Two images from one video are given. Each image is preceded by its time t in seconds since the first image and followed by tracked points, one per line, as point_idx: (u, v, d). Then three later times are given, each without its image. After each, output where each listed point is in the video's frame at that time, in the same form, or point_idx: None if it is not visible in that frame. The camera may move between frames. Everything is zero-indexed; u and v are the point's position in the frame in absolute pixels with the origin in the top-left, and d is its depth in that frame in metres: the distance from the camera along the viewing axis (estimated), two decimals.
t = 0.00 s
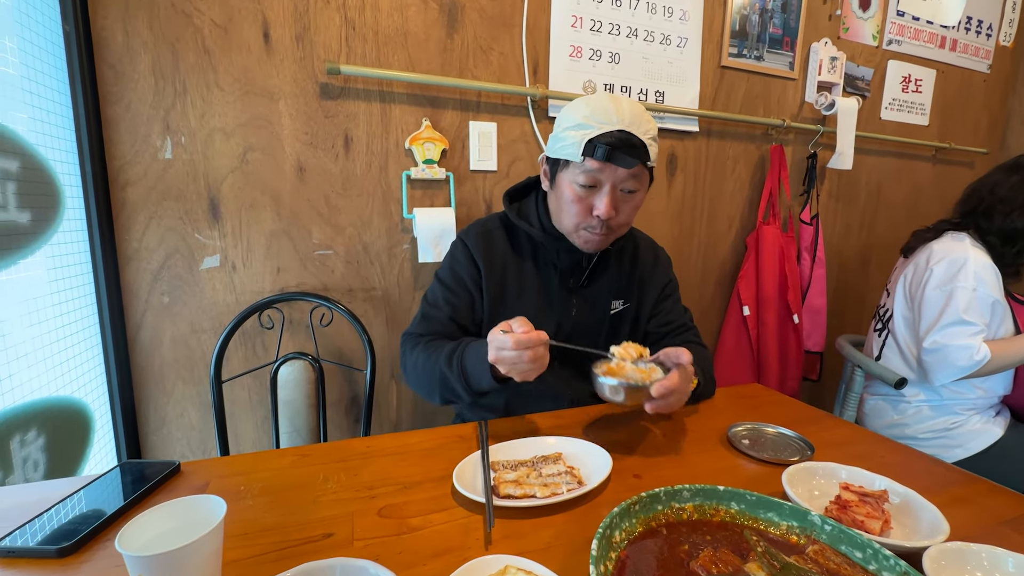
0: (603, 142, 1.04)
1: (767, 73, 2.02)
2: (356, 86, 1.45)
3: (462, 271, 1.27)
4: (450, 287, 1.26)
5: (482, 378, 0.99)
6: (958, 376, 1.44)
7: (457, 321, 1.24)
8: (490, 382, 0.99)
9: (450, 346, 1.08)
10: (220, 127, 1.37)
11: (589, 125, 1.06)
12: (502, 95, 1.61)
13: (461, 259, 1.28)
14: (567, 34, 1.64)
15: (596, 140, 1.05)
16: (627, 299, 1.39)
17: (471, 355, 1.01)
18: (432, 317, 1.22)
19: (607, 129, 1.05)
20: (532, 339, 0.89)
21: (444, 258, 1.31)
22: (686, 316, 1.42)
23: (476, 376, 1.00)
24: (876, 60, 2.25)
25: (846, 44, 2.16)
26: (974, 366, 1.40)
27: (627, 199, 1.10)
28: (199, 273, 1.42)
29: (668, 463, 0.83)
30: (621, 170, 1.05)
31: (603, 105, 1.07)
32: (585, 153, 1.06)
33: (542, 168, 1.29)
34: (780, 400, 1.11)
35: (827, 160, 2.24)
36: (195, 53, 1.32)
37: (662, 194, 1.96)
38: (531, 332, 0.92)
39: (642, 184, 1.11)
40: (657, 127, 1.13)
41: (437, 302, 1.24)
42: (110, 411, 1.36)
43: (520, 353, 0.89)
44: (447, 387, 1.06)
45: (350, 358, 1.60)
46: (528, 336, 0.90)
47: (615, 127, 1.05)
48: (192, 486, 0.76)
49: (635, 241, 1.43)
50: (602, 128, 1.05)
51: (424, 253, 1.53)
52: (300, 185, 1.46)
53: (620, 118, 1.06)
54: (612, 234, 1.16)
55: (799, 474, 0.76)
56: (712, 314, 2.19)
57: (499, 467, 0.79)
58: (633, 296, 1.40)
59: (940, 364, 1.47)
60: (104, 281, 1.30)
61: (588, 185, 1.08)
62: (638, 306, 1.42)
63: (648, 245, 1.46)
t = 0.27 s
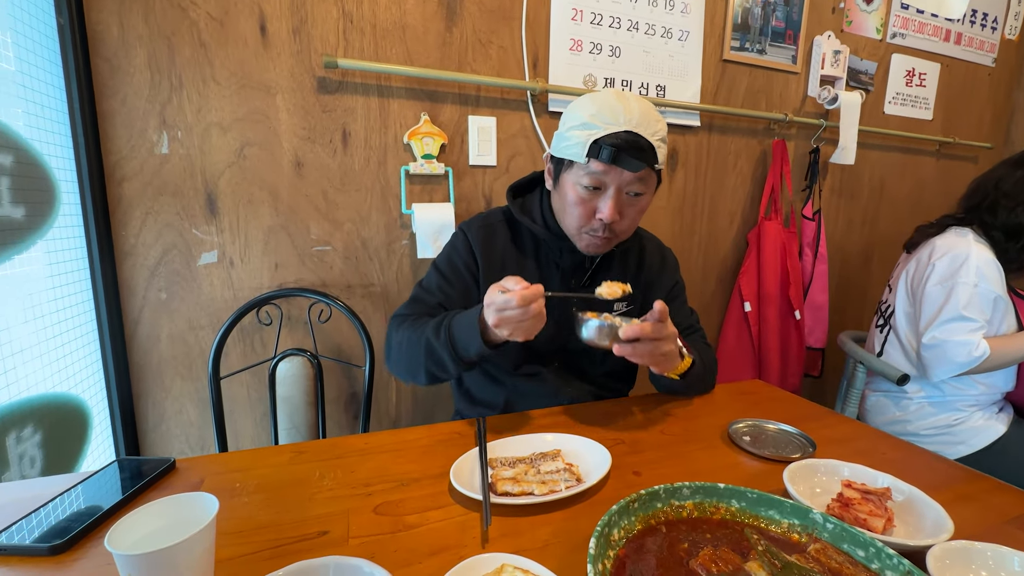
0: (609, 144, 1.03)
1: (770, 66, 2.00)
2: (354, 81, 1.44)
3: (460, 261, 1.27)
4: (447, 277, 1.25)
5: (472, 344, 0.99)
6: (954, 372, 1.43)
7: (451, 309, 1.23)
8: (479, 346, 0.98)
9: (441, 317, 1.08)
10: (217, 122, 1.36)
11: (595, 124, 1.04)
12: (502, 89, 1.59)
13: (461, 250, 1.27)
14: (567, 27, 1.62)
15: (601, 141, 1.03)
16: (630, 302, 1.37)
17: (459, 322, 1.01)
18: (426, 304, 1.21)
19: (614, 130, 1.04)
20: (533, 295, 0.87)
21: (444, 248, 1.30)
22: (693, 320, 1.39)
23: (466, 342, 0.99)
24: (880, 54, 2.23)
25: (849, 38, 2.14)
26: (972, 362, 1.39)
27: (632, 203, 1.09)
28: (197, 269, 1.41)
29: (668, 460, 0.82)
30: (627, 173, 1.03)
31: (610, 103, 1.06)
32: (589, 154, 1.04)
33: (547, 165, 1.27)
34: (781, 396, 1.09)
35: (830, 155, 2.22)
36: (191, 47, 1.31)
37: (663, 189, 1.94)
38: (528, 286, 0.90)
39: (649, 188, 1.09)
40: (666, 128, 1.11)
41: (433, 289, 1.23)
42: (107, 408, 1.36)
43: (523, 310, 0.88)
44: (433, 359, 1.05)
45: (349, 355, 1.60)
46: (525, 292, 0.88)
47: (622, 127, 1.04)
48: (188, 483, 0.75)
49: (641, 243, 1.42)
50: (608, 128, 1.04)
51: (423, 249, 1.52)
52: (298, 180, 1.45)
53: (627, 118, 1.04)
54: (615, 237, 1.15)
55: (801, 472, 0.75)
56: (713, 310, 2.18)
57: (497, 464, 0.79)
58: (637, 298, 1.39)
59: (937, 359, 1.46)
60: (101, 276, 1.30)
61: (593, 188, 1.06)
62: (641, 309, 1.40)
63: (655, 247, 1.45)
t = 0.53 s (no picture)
0: (617, 147, 1.01)
1: (773, 61, 1.98)
2: (352, 76, 1.43)
3: (461, 259, 1.25)
4: (447, 274, 1.24)
5: (473, 326, 0.99)
6: (964, 370, 1.41)
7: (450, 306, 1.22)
8: (483, 329, 0.98)
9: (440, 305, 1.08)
10: (214, 118, 1.35)
11: (603, 127, 1.03)
12: (501, 84, 1.58)
13: (462, 247, 1.26)
14: (567, 22, 1.60)
15: (610, 144, 1.02)
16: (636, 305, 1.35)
17: (460, 307, 1.01)
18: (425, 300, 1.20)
19: (623, 133, 1.02)
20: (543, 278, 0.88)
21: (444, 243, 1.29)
22: (701, 324, 1.39)
23: (468, 326, 0.99)
24: (885, 48, 2.20)
25: (853, 32, 2.12)
26: (980, 360, 1.38)
27: (641, 208, 1.07)
28: (195, 267, 1.41)
29: (667, 459, 0.81)
30: (636, 178, 1.01)
31: (619, 104, 1.04)
32: (597, 158, 1.03)
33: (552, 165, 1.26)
34: (783, 395, 1.08)
35: (834, 150, 2.20)
36: (188, 42, 1.30)
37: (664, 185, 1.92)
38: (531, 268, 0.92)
39: (658, 193, 1.07)
40: (678, 128, 1.09)
41: (433, 285, 1.22)
42: (106, 406, 1.36)
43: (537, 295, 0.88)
44: (433, 347, 1.04)
45: (349, 353, 1.59)
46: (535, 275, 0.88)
47: (631, 130, 1.02)
48: (182, 482, 0.74)
49: (650, 245, 1.40)
50: (616, 130, 1.02)
51: (422, 246, 1.51)
52: (296, 177, 1.44)
53: (636, 120, 1.03)
54: (623, 242, 1.14)
55: (802, 471, 0.74)
56: (715, 307, 2.17)
57: (494, 463, 0.78)
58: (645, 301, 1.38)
59: (945, 357, 1.45)
60: (98, 274, 1.29)
61: (601, 193, 1.05)
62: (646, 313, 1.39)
63: (664, 248, 1.44)
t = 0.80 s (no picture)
0: (616, 136, 0.99)
1: (773, 56, 1.96)
2: (346, 71, 1.41)
3: (461, 257, 1.24)
4: (446, 273, 1.22)
5: (485, 313, 0.97)
6: (969, 368, 1.40)
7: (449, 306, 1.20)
8: (496, 318, 0.97)
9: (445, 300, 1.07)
10: (207, 113, 1.34)
11: (600, 116, 1.01)
12: (498, 79, 1.56)
13: (462, 246, 1.24)
14: (565, 16, 1.59)
15: (607, 133, 1.00)
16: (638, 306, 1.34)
17: (470, 297, 1.00)
18: (424, 299, 1.19)
19: (621, 122, 1.00)
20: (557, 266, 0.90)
21: (443, 242, 1.27)
22: (704, 324, 1.38)
23: (477, 317, 0.98)
24: (886, 43, 2.18)
25: (854, 26, 2.10)
26: (985, 357, 1.36)
27: (643, 200, 1.05)
28: (189, 264, 1.39)
29: (664, 458, 0.80)
30: (636, 167, 1.00)
31: (618, 93, 1.02)
32: (595, 149, 1.01)
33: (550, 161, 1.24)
34: (782, 392, 1.07)
35: (834, 146, 2.18)
36: (179, 36, 1.28)
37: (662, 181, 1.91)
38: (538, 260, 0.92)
39: (661, 183, 1.05)
40: (679, 116, 1.06)
41: (433, 283, 1.20)
42: (99, 405, 1.34)
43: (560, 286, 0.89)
44: (442, 341, 1.02)
45: (344, 350, 1.58)
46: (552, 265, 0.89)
47: (630, 118, 1.00)
48: (170, 482, 0.73)
49: (653, 244, 1.38)
50: (614, 119, 1.00)
51: (418, 242, 1.49)
52: (290, 173, 1.43)
53: (635, 109, 1.01)
54: (626, 237, 1.12)
55: (802, 470, 0.72)
56: (714, 304, 2.15)
57: (488, 462, 0.76)
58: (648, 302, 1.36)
59: (950, 355, 1.43)
60: (90, 271, 1.28)
61: (600, 185, 1.03)
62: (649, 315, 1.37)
63: (667, 247, 1.42)
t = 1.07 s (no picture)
0: (603, 148, 0.98)
1: (773, 54, 1.95)
2: (345, 69, 1.40)
3: (462, 257, 1.23)
4: (447, 273, 1.21)
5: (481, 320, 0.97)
6: (967, 367, 1.39)
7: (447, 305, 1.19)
8: (490, 326, 0.96)
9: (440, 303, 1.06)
10: (205, 111, 1.33)
11: (588, 125, 1.00)
12: (497, 77, 1.55)
13: (463, 245, 1.23)
14: (564, 13, 1.58)
15: (595, 144, 0.99)
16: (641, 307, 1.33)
17: (465, 304, 0.99)
18: (423, 301, 1.17)
19: (608, 132, 0.98)
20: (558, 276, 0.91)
21: (443, 241, 1.26)
22: (706, 323, 1.38)
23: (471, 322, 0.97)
24: (887, 40, 2.17)
25: (855, 24, 2.09)
26: (983, 356, 1.35)
27: (633, 211, 1.04)
28: (187, 263, 1.38)
29: (664, 458, 0.79)
30: (625, 180, 0.98)
31: (607, 100, 1.00)
32: (583, 160, 1.00)
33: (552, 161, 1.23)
34: (783, 392, 1.06)
35: (835, 145, 2.17)
36: (176, 34, 1.27)
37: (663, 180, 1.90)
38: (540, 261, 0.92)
39: (652, 194, 1.03)
40: (675, 120, 1.03)
41: (433, 283, 1.19)
42: (97, 404, 1.34)
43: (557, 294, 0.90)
44: (436, 347, 1.01)
45: (343, 350, 1.57)
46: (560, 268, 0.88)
47: (618, 128, 0.98)
48: (166, 482, 0.72)
49: (656, 244, 1.37)
50: (602, 129, 0.99)
51: (417, 241, 1.49)
52: (289, 172, 1.42)
53: (623, 117, 0.98)
54: (618, 247, 1.11)
55: (804, 470, 0.72)
56: (715, 303, 2.14)
57: (487, 462, 0.76)
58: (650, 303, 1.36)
59: (948, 354, 1.42)
60: (88, 270, 1.27)
61: (590, 195, 1.02)
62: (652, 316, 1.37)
63: (669, 246, 1.41)
